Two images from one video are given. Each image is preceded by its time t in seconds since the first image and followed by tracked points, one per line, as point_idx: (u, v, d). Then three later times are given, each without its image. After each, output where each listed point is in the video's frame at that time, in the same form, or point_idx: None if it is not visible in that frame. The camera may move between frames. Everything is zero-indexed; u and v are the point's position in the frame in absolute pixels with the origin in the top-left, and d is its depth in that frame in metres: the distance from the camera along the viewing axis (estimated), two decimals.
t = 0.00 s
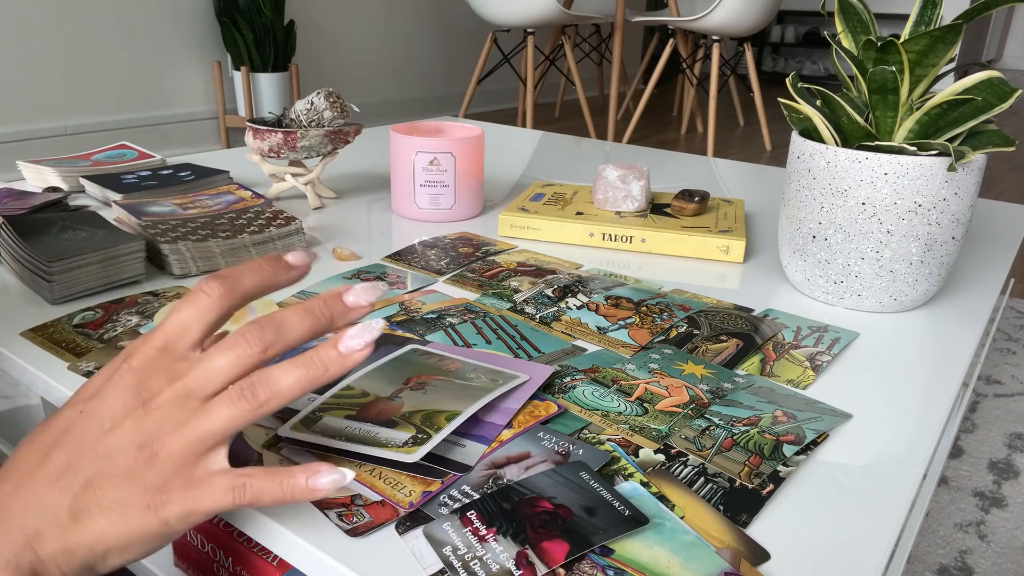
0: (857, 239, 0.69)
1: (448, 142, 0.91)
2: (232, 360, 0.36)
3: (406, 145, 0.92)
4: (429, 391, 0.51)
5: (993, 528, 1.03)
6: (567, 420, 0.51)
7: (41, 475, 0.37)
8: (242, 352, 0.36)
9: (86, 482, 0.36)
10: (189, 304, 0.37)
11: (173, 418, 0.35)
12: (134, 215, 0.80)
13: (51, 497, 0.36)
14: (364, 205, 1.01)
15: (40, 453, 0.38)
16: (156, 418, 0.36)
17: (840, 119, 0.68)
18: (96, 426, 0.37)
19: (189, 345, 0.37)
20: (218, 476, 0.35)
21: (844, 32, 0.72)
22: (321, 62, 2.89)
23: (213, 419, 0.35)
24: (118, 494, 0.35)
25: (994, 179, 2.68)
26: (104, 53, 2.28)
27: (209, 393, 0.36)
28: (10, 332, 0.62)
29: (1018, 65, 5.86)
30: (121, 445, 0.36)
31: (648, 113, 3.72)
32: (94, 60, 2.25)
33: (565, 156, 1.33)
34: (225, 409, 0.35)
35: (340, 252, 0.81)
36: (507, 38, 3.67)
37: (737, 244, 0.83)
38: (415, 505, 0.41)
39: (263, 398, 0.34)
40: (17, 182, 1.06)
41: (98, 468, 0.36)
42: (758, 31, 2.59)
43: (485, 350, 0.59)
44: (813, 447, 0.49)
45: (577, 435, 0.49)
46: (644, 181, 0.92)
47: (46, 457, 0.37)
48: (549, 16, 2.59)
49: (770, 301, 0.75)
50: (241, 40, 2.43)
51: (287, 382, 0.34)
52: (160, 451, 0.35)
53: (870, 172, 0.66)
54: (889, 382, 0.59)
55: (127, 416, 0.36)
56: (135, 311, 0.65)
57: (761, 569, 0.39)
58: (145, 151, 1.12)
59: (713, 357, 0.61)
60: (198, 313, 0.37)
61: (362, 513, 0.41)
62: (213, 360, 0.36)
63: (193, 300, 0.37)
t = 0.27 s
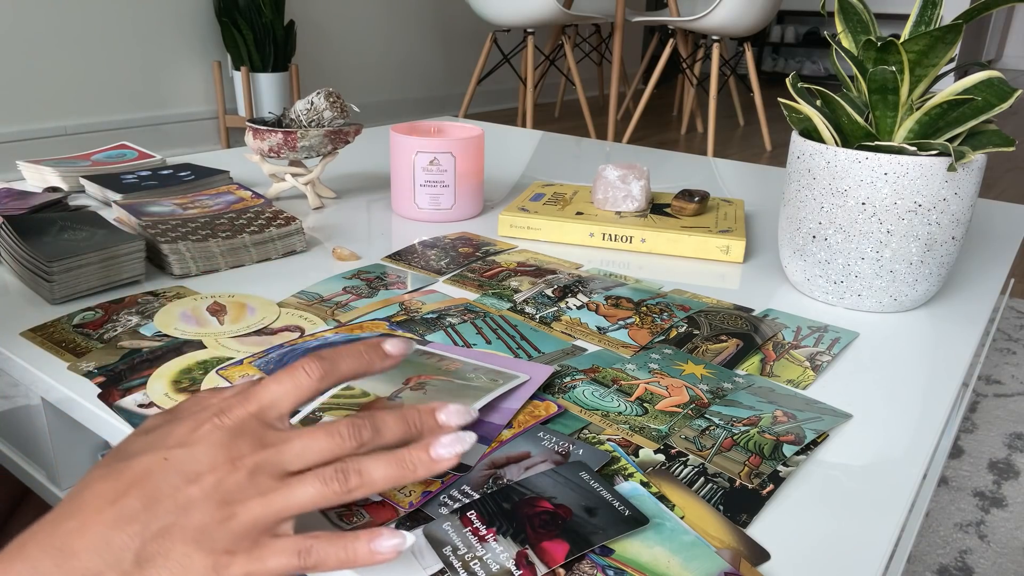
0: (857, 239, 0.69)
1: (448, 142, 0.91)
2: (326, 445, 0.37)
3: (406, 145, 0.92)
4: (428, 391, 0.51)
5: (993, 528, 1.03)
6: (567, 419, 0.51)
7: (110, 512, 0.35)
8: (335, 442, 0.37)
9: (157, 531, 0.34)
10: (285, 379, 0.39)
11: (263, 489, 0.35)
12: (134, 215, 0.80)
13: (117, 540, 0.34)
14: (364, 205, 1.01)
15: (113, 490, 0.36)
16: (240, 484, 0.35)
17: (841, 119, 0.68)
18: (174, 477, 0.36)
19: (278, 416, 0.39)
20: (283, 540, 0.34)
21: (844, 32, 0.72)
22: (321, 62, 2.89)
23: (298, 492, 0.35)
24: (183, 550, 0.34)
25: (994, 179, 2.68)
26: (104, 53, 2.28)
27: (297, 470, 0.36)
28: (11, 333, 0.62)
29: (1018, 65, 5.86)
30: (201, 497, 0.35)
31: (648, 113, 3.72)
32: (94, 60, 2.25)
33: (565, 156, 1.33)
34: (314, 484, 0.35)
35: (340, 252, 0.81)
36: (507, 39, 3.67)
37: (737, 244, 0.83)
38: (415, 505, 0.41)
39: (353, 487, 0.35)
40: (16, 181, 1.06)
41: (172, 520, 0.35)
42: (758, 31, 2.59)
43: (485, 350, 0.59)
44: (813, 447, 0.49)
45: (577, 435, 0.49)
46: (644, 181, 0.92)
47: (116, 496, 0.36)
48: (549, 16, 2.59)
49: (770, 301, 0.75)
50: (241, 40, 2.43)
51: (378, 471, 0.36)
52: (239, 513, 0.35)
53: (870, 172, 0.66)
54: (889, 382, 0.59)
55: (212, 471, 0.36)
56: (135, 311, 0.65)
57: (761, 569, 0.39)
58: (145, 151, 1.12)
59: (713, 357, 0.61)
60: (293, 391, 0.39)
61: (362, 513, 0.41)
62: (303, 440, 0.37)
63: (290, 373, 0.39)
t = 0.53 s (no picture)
0: (857, 239, 0.69)
1: (448, 142, 0.91)
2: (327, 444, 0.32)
3: (406, 145, 0.92)
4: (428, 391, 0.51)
5: (993, 528, 1.03)
6: (567, 419, 0.51)
7: (112, 523, 0.27)
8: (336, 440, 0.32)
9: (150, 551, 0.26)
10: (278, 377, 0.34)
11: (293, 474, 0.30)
12: (134, 215, 0.80)
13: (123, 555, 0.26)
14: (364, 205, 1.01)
15: (111, 498, 0.28)
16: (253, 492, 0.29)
17: (840, 119, 0.68)
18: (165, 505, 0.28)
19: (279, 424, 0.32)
20: (287, 545, 0.27)
21: (844, 32, 0.72)
22: (321, 62, 2.89)
23: (300, 498, 0.29)
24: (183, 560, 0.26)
25: (994, 179, 2.68)
26: (104, 53, 2.28)
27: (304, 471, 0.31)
28: (11, 332, 0.62)
29: (1019, 65, 5.86)
30: (206, 507, 0.28)
31: (648, 113, 3.72)
32: (94, 60, 2.26)
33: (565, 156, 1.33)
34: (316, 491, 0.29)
35: (340, 251, 0.81)
36: (507, 39, 3.67)
37: (737, 244, 0.83)
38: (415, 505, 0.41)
39: (357, 494, 0.31)
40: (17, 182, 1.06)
41: (168, 533, 0.27)
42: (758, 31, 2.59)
43: (485, 350, 0.59)
44: (813, 447, 0.49)
45: (577, 435, 0.49)
46: (644, 181, 0.92)
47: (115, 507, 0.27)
48: (549, 16, 2.59)
49: (771, 301, 0.75)
50: (241, 40, 2.43)
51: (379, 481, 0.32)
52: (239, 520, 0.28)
53: (870, 172, 0.66)
54: (889, 382, 0.59)
55: (213, 479, 0.29)
56: (135, 311, 0.65)
57: (762, 569, 0.39)
58: (145, 151, 1.12)
59: (713, 357, 0.61)
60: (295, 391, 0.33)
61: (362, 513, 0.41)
62: (299, 442, 0.31)
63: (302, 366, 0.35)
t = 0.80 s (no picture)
0: (857, 239, 0.69)
1: (448, 142, 0.91)
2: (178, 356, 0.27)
3: (406, 145, 0.92)
4: (428, 391, 0.51)
5: (993, 528, 1.03)
6: (567, 420, 0.51)
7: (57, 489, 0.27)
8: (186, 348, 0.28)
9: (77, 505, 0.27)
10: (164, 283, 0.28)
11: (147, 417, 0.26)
12: (134, 215, 0.80)
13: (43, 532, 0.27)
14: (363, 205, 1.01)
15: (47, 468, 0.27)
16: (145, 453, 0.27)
17: (840, 119, 0.68)
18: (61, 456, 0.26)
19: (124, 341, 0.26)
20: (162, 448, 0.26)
21: (845, 32, 0.72)
22: (321, 62, 2.89)
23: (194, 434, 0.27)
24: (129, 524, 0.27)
25: (994, 179, 2.68)
26: (104, 53, 2.28)
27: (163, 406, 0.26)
28: (11, 333, 0.62)
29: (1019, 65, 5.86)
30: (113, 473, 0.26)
31: (648, 113, 3.72)
32: (94, 59, 2.25)
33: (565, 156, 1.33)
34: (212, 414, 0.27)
35: (340, 252, 0.81)
36: (507, 38, 3.67)
37: (737, 244, 0.83)
38: (415, 505, 0.41)
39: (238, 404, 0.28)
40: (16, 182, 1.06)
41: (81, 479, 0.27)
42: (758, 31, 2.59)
43: (485, 350, 0.59)
44: (813, 447, 0.49)
45: (577, 435, 0.49)
46: (644, 181, 0.92)
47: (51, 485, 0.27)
48: (549, 15, 2.59)
49: (771, 301, 0.75)
50: (241, 40, 2.43)
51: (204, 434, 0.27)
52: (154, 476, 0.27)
53: (870, 172, 0.66)
54: (889, 382, 0.59)
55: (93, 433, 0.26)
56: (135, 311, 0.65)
57: (761, 569, 0.39)
58: (145, 151, 1.12)
59: (713, 357, 0.61)
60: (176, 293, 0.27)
61: (362, 512, 0.41)
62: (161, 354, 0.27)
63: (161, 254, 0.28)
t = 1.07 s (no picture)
0: (857, 239, 0.69)
1: (447, 142, 0.91)
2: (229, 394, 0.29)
3: (406, 145, 0.92)
4: (428, 391, 0.51)
5: (993, 528, 1.03)
6: (567, 420, 0.51)
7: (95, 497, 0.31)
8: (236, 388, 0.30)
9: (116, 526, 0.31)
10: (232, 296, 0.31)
11: (198, 439, 0.29)
12: (134, 215, 0.80)
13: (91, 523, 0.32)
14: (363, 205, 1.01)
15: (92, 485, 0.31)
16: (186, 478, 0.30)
17: (841, 119, 0.68)
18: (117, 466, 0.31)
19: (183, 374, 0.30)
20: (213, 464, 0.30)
21: (845, 32, 0.72)
22: (321, 62, 2.89)
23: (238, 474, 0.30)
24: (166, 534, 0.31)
25: (994, 179, 2.68)
26: (104, 53, 2.28)
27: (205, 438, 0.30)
28: (11, 333, 0.62)
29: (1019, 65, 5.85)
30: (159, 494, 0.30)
31: (648, 113, 3.72)
32: (94, 60, 2.25)
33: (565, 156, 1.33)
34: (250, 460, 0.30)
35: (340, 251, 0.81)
36: (507, 38, 3.67)
37: (737, 244, 0.83)
38: (415, 505, 0.41)
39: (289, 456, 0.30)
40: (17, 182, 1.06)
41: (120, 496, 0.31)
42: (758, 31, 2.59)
43: (485, 350, 0.59)
44: (813, 447, 0.49)
45: (577, 435, 0.49)
46: (644, 181, 0.92)
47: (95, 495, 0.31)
48: (549, 16, 2.59)
49: (771, 301, 0.75)
50: (241, 40, 2.43)
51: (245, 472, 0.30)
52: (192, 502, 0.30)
53: (870, 172, 0.66)
54: (889, 381, 0.59)
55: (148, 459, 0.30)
56: (135, 311, 0.65)
57: (761, 569, 0.39)
58: (145, 151, 1.12)
59: (714, 357, 0.61)
60: (271, 297, 0.31)
61: (362, 512, 0.41)
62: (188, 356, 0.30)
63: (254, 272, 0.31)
